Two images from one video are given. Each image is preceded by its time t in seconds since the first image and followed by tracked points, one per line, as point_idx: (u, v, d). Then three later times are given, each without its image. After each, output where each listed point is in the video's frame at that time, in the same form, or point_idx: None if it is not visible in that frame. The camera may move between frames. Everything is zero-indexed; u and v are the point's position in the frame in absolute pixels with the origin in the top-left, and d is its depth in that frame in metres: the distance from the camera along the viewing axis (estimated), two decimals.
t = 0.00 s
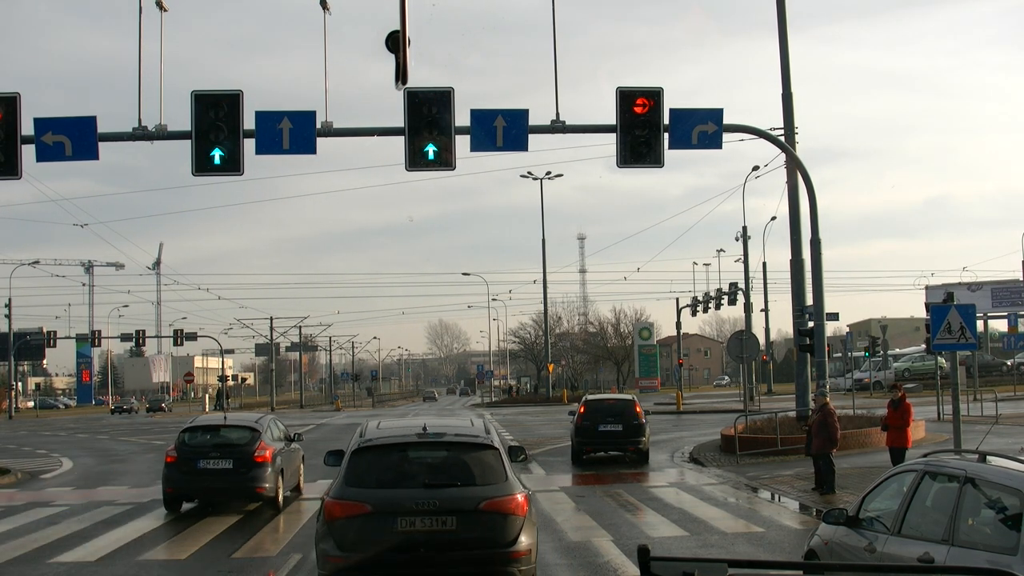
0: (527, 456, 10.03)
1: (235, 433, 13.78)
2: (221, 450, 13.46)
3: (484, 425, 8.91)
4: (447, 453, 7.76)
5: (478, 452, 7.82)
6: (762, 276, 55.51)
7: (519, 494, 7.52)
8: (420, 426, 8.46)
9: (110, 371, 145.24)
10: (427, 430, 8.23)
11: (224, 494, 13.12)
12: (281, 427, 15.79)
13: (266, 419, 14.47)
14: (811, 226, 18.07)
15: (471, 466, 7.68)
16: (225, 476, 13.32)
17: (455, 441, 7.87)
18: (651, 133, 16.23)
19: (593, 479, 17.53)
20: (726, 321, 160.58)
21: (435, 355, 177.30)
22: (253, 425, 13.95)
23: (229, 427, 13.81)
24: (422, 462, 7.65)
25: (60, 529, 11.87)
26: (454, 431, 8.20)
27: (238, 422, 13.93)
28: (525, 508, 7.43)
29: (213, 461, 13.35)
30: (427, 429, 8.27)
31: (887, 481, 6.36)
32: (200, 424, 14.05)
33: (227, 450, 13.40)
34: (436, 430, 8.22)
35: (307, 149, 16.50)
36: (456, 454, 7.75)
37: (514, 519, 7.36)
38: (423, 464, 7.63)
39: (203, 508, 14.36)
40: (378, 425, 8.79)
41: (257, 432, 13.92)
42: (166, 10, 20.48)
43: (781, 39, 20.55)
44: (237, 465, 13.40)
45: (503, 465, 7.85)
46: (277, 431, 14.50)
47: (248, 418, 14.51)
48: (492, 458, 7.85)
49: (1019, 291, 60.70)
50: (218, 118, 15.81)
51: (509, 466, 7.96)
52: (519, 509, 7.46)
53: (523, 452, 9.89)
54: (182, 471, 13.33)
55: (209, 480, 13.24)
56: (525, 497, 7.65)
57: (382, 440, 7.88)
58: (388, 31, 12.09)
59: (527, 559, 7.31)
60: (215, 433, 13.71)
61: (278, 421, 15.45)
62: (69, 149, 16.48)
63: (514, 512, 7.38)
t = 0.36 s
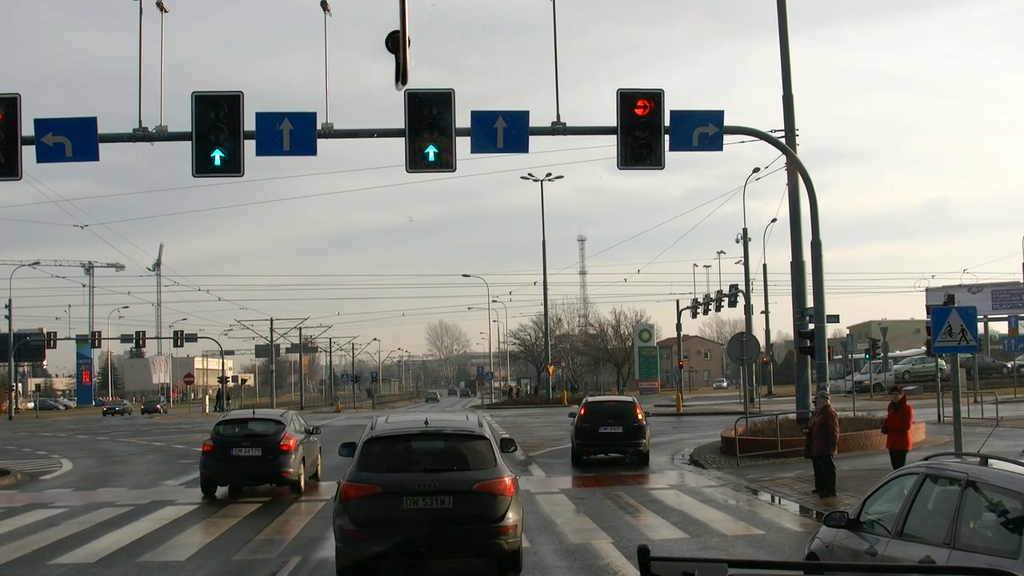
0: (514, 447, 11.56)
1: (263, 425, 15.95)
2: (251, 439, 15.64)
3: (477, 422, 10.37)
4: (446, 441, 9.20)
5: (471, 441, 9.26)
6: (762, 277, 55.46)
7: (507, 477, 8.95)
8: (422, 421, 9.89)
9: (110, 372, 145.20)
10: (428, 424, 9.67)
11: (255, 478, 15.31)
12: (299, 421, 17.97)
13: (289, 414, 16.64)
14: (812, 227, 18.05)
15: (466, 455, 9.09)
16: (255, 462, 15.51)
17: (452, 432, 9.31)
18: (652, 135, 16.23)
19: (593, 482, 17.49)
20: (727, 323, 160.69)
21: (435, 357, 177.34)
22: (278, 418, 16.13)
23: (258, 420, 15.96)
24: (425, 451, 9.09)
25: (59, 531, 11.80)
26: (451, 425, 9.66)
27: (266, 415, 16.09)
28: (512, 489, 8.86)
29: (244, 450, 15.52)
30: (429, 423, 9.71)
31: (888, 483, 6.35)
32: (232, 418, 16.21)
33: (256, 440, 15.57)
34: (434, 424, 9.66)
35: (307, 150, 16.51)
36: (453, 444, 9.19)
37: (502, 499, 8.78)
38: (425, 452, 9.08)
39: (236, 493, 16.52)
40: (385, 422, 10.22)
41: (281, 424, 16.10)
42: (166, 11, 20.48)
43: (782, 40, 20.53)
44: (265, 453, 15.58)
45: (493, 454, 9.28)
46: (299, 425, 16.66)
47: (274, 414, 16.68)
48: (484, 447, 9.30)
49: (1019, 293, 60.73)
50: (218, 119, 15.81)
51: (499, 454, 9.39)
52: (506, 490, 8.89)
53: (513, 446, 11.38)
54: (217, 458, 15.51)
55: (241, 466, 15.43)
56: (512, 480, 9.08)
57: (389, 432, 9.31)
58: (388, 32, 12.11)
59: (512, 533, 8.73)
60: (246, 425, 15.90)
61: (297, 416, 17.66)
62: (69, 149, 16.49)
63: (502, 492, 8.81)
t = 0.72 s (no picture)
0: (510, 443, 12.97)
1: (285, 422, 18.40)
2: (274, 434, 18.10)
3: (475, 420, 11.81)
4: (447, 436, 10.64)
5: (469, 437, 10.70)
6: (763, 280, 55.34)
7: (499, 468, 10.38)
8: (427, 419, 11.31)
9: (109, 374, 144.98)
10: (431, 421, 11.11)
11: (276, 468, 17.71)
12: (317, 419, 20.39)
13: (308, 412, 19.06)
14: (814, 230, 18.00)
15: (464, 448, 10.52)
16: (277, 454, 17.95)
17: (453, 429, 10.73)
18: (654, 137, 16.18)
19: (594, 486, 17.42)
20: (726, 326, 160.55)
21: (435, 359, 177.16)
22: (297, 416, 18.55)
23: (280, 417, 18.40)
24: (428, 445, 10.53)
25: (55, 535, 11.73)
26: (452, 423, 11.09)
27: (287, 413, 18.51)
28: (504, 478, 10.30)
29: (268, 443, 17.98)
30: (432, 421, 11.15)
31: (894, 489, 6.30)
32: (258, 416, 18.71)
33: (279, 434, 18.03)
34: (437, 421, 11.10)
35: (307, 151, 16.46)
36: (452, 439, 10.62)
37: (494, 486, 10.22)
38: (428, 446, 10.53)
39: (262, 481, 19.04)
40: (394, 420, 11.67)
41: (301, 421, 18.53)
42: (166, 12, 20.45)
43: (783, 41, 20.50)
44: (286, 445, 18.03)
45: (487, 449, 10.70)
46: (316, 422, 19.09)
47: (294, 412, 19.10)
48: (480, 442, 10.72)
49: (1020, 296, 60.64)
50: (218, 121, 15.76)
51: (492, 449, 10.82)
52: (498, 479, 10.33)
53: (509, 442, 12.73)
54: (245, 451, 17.98)
55: (265, 457, 17.88)
56: (504, 470, 10.52)
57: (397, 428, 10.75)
58: (388, 33, 12.07)
59: (504, 516, 10.18)
60: (270, 422, 18.36)
61: (316, 415, 20.07)
62: (68, 151, 16.46)
63: (495, 481, 10.25)
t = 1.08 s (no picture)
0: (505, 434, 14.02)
1: (301, 417, 19.81)
2: (292, 428, 19.53)
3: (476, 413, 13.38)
4: (449, 427, 12.22)
5: (468, 427, 12.28)
6: (764, 277, 55.25)
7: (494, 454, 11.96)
8: (433, 412, 12.88)
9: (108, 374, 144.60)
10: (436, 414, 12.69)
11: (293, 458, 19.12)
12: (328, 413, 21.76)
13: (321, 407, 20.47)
14: (818, 227, 17.90)
15: (464, 438, 12.11)
16: (295, 446, 19.36)
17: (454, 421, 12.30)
18: (655, 132, 16.07)
19: (595, 486, 17.31)
20: (726, 325, 160.51)
21: (435, 358, 177.04)
22: (312, 411, 19.97)
23: (296, 412, 19.82)
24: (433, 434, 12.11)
25: (48, 538, 11.60)
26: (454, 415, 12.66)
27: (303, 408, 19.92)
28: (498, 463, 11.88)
29: (286, 436, 19.41)
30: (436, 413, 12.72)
31: (909, 491, 6.19)
32: (277, 411, 20.15)
33: (296, 428, 19.44)
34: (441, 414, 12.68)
35: (304, 148, 16.34)
36: (454, 429, 12.19)
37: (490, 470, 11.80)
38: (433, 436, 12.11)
39: (282, 471, 20.49)
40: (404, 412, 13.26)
41: (315, 415, 19.94)
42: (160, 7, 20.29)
43: (785, 37, 20.39)
44: (303, 438, 19.45)
45: (485, 438, 12.27)
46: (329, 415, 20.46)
47: (309, 407, 20.51)
48: (477, 433, 12.30)
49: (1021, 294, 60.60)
50: (213, 117, 15.63)
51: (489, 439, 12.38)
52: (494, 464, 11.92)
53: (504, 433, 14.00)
54: (265, 443, 19.42)
55: (283, 449, 19.30)
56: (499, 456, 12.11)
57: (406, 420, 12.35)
58: (388, 33, 11.97)
59: (498, 496, 11.78)
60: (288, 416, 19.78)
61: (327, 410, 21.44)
62: (62, 147, 16.34)
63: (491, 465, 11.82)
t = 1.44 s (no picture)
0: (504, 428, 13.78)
1: (313, 411, 20.61)
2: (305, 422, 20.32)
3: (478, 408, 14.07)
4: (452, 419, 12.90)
5: (470, 420, 12.97)
6: (765, 276, 55.10)
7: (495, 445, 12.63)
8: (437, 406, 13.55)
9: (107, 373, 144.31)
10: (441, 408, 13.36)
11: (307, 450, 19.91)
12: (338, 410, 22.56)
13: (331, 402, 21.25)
14: (825, 224, 17.72)
15: (466, 430, 12.80)
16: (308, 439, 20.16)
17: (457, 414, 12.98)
18: (659, 127, 15.90)
19: (598, 486, 17.15)
20: (727, 324, 160.40)
21: (435, 357, 176.90)
22: (324, 407, 20.76)
23: (309, 408, 20.62)
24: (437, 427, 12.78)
25: (39, 541, 11.43)
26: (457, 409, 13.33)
27: (315, 403, 20.71)
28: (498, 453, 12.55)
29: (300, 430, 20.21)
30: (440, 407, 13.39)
31: (936, 495, 5.98)
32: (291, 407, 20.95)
33: (309, 421, 20.24)
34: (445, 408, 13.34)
35: (300, 143, 16.17)
36: (457, 421, 12.87)
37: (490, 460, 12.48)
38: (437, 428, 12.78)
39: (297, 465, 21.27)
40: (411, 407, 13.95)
41: (327, 410, 20.73)
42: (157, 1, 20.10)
43: (789, 32, 20.22)
44: (316, 431, 20.25)
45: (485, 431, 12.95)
46: (343, 410, 21.22)
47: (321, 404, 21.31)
48: (478, 425, 12.97)
49: None
50: (209, 111, 15.46)
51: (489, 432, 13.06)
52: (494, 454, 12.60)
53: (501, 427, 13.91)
54: (280, 437, 20.22)
55: (298, 441, 20.09)
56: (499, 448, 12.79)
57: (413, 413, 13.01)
58: (389, 33, 11.82)
59: (497, 483, 12.48)
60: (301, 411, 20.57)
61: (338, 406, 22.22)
62: (55, 142, 16.17)
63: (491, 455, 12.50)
